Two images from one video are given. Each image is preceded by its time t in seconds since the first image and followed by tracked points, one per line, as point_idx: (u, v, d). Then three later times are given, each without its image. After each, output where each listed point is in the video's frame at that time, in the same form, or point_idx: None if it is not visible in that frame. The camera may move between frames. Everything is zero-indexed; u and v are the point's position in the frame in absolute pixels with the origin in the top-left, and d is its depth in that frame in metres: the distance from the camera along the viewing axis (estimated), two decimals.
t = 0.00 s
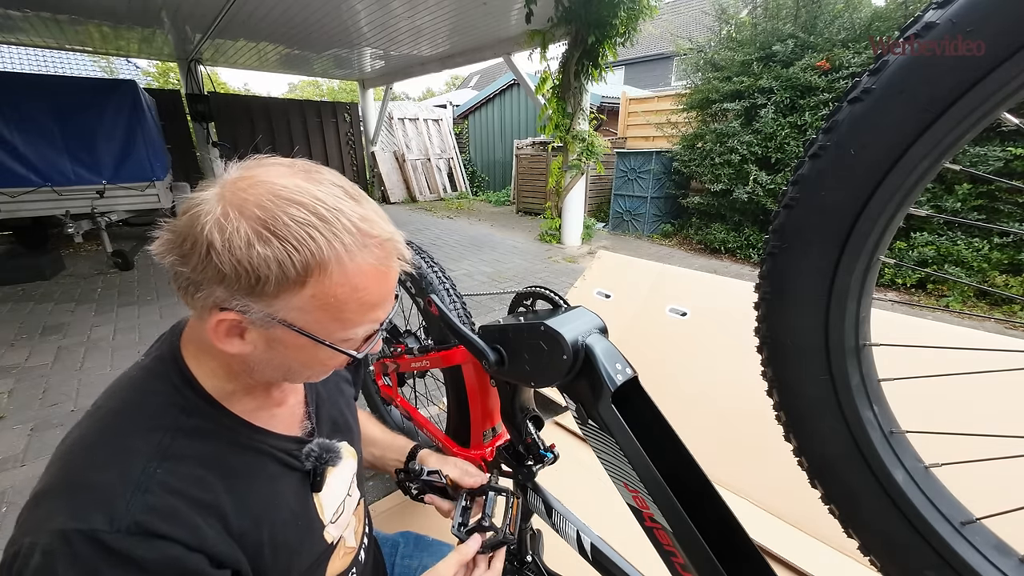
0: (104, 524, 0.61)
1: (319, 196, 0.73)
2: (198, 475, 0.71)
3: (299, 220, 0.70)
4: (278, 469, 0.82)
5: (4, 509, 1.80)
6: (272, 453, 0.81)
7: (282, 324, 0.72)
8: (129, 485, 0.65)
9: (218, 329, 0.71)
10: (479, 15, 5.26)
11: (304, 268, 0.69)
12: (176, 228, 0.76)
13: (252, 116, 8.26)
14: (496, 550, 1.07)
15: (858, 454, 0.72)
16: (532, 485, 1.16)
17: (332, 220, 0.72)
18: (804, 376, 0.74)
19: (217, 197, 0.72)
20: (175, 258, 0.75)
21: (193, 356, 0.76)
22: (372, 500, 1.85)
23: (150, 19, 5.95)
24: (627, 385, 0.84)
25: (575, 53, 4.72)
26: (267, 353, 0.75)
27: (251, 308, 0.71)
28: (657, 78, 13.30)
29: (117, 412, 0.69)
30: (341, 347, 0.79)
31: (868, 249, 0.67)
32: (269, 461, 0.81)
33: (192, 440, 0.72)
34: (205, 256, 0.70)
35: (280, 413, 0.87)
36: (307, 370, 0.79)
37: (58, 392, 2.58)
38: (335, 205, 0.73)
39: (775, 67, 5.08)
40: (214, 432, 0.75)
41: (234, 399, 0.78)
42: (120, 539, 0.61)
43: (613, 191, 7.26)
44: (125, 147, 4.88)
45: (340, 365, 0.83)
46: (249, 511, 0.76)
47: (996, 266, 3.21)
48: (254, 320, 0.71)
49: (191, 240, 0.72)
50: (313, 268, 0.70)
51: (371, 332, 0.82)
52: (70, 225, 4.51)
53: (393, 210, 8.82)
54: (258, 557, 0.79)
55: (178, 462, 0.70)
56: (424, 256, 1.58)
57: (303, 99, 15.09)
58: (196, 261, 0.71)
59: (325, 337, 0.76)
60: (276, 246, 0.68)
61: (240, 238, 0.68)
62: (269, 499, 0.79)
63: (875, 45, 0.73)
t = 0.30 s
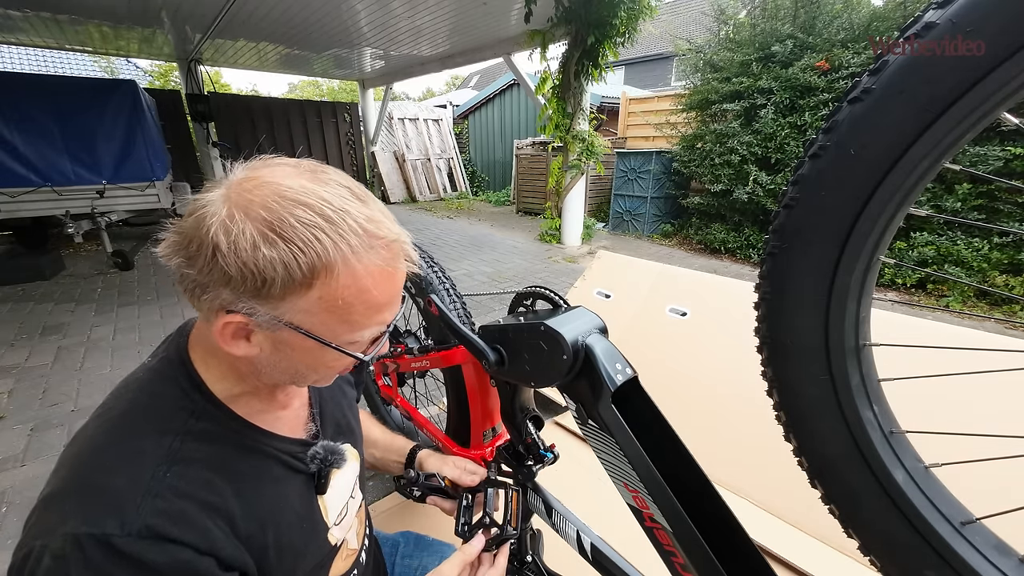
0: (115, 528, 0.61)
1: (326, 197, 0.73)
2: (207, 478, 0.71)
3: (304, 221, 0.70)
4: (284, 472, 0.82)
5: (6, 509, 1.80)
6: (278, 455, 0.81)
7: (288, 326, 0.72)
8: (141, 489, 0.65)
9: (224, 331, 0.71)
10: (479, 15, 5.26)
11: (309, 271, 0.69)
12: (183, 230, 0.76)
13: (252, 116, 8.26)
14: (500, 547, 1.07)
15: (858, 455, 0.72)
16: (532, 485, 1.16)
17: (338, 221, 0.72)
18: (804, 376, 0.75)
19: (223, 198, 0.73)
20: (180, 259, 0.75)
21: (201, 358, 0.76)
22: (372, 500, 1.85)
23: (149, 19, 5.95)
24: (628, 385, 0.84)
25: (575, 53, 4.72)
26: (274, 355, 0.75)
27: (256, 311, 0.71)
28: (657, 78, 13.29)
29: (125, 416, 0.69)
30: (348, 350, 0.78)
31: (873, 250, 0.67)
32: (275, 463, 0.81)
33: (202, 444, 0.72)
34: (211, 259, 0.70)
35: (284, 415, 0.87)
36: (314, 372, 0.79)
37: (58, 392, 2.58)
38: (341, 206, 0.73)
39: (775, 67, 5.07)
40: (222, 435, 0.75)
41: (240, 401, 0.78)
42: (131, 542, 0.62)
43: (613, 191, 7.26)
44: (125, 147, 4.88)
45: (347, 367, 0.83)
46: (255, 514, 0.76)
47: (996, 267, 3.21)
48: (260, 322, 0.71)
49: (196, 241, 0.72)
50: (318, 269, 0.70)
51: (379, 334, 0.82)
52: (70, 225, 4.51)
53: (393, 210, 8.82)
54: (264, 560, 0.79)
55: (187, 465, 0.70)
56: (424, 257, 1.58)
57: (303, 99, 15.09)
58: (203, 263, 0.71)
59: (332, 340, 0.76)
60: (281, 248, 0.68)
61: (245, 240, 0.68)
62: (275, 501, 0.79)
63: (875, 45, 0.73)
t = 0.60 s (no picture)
0: (112, 531, 0.61)
1: (320, 199, 0.73)
2: (204, 481, 0.71)
3: (297, 224, 0.70)
4: (281, 474, 0.82)
5: (6, 509, 1.80)
6: (276, 457, 0.81)
7: (282, 330, 0.72)
8: (138, 493, 0.65)
9: (218, 333, 0.71)
10: (479, 15, 5.26)
11: (302, 274, 0.69)
12: (177, 229, 0.76)
13: (252, 116, 8.26)
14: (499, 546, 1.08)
15: (858, 455, 0.72)
16: (532, 485, 1.16)
17: (332, 224, 0.72)
18: (804, 376, 0.75)
19: (217, 199, 0.73)
20: (174, 260, 0.75)
21: (196, 360, 0.76)
22: (371, 500, 1.85)
23: (150, 19, 5.95)
24: (627, 385, 0.84)
25: (575, 53, 4.72)
26: (268, 358, 0.75)
27: (248, 313, 0.71)
28: (657, 78, 13.28)
29: (122, 419, 0.69)
30: (342, 354, 0.78)
31: (866, 252, 0.67)
32: (273, 465, 0.81)
33: (200, 447, 0.72)
34: (204, 260, 0.70)
35: (282, 417, 0.87)
36: (308, 376, 0.79)
37: (58, 392, 2.58)
38: (335, 208, 0.73)
39: (775, 68, 5.08)
40: (220, 436, 0.75)
41: (237, 405, 0.78)
42: (127, 546, 0.62)
43: (613, 191, 7.26)
44: (125, 147, 4.88)
45: (342, 371, 0.83)
46: (254, 516, 0.76)
47: (996, 267, 3.21)
48: (252, 325, 0.71)
49: (189, 241, 0.72)
50: (311, 273, 0.70)
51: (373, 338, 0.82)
52: (70, 225, 4.51)
53: (393, 211, 8.82)
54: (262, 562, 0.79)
55: (185, 468, 0.70)
56: (424, 257, 1.58)
57: (302, 98, 15.06)
58: (195, 264, 0.71)
59: (325, 344, 0.75)
60: (274, 250, 0.68)
61: (238, 242, 0.68)
62: (273, 503, 0.79)
63: (876, 44, 0.73)
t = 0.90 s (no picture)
0: (113, 532, 0.62)
1: (321, 203, 0.73)
2: (204, 481, 0.71)
3: (298, 227, 0.70)
4: (281, 474, 0.82)
5: (5, 509, 1.80)
6: (276, 458, 0.81)
7: (282, 333, 0.72)
8: (138, 493, 0.65)
9: (218, 335, 0.72)
10: (479, 15, 5.26)
11: (302, 277, 0.69)
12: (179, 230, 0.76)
13: (252, 116, 8.26)
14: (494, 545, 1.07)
15: (858, 455, 0.72)
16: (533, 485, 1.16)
17: (333, 227, 0.72)
18: (804, 376, 0.75)
19: (218, 201, 0.73)
20: (176, 260, 0.75)
21: (197, 360, 0.76)
22: (371, 500, 1.85)
23: (150, 19, 5.95)
24: (627, 385, 0.84)
25: (575, 53, 4.72)
26: (268, 360, 0.75)
27: (248, 315, 0.71)
28: (657, 78, 13.28)
29: (122, 420, 0.69)
30: (342, 358, 0.78)
31: (866, 254, 0.67)
32: (273, 466, 0.81)
33: (200, 448, 0.72)
34: (205, 262, 0.70)
35: (283, 418, 0.87)
36: (308, 378, 0.79)
37: (58, 392, 2.58)
38: (336, 211, 0.73)
39: (775, 67, 5.07)
40: (221, 437, 0.75)
41: (238, 406, 0.78)
42: (128, 547, 0.62)
43: (613, 191, 7.26)
44: (125, 147, 4.89)
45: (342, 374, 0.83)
46: (253, 517, 0.76)
47: (995, 267, 3.20)
48: (252, 327, 0.71)
49: (190, 242, 0.72)
50: (311, 276, 0.70)
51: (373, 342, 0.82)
52: (70, 225, 4.51)
53: (393, 211, 8.82)
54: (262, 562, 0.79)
55: (185, 469, 0.70)
56: (424, 257, 1.58)
57: (303, 98, 15.08)
58: (196, 265, 0.71)
59: (324, 347, 0.75)
60: (274, 252, 0.68)
61: (238, 244, 0.68)
62: (272, 504, 0.79)
63: (876, 45, 0.73)
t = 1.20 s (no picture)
0: (118, 532, 0.62)
1: (329, 204, 0.73)
2: (209, 480, 0.71)
3: (306, 228, 0.70)
4: (284, 475, 0.82)
5: (6, 510, 1.80)
6: (279, 458, 0.81)
7: (288, 332, 0.72)
8: (142, 493, 0.65)
9: (225, 334, 0.72)
10: (479, 15, 5.25)
11: (309, 276, 0.69)
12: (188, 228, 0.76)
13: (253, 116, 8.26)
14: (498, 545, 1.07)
15: (858, 455, 0.72)
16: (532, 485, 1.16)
17: (340, 228, 0.71)
18: (804, 376, 0.75)
19: (227, 200, 0.73)
20: (183, 259, 0.75)
21: (203, 359, 0.76)
22: (371, 500, 1.85)
23: (149, 19, 5.95)
24: (627, 385, 0.84)
25: (575, 54, 4.72)
26: (274, 359, 0.75)
27: (256, 315, 0.71)
28: (657, 78, 13.28)
29: (126, 421, 0.69)
30: (348, 357, 0.78)
31: (869, 255, 0.67)
32: (275, 467, 0.81)
33: (205, 446, 0.72)
34: (212, 262, 0.70)
35: (285, 418, 0.87)
36: (315, 378, 0.79)
37: (58, 392, 2.58)
38: (344, 213, 0.73)
39: (775, 67, 5.07)
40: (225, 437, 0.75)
41: (242, 406, 0.78)
42: (133, 547, 0.62)
43: (613, 191, 7.26)
44: (125, 147, 4.89)
45: (350, 373, 0.83)
46: (256, 517, 0.76)
47: (995, 267, 3.20)
48: (259, 326, 0.71)
49: (199, 241, 0.72)
50: (318, 276, 0.70)
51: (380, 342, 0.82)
52: (70, 225, 4.52)
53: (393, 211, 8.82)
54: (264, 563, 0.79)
55: (189, 469, 0.70)
56: (424, 257, 1.58)
57: (303, 98, 15.09)
58: (204, 265, 0.71)
59: (330, 347, 0.75)
60: (282, 253, 0.68)
61: (245, 244, 0.68)
62: (274, 506, 0.79)
63: (878, 45, 0.73)
